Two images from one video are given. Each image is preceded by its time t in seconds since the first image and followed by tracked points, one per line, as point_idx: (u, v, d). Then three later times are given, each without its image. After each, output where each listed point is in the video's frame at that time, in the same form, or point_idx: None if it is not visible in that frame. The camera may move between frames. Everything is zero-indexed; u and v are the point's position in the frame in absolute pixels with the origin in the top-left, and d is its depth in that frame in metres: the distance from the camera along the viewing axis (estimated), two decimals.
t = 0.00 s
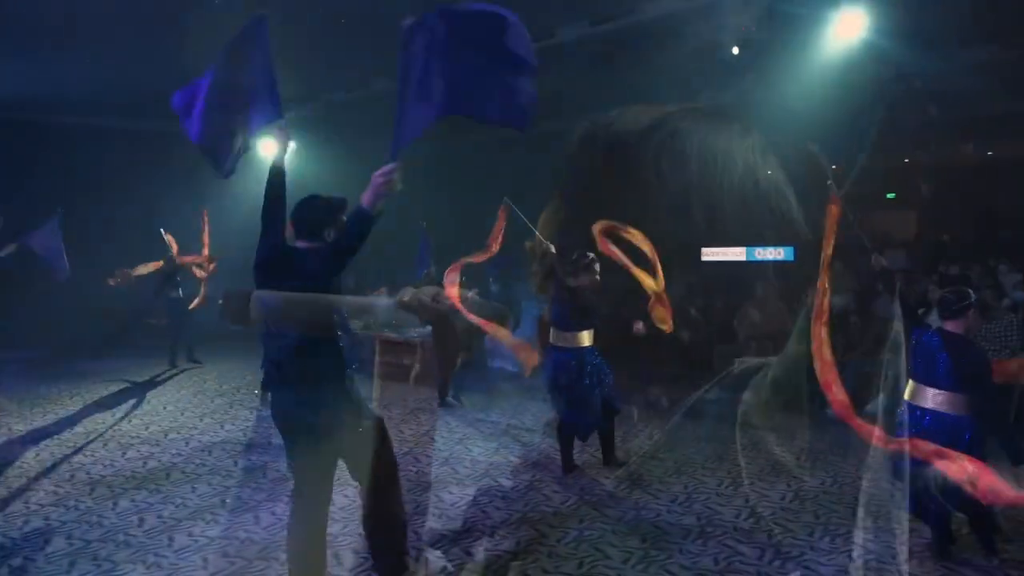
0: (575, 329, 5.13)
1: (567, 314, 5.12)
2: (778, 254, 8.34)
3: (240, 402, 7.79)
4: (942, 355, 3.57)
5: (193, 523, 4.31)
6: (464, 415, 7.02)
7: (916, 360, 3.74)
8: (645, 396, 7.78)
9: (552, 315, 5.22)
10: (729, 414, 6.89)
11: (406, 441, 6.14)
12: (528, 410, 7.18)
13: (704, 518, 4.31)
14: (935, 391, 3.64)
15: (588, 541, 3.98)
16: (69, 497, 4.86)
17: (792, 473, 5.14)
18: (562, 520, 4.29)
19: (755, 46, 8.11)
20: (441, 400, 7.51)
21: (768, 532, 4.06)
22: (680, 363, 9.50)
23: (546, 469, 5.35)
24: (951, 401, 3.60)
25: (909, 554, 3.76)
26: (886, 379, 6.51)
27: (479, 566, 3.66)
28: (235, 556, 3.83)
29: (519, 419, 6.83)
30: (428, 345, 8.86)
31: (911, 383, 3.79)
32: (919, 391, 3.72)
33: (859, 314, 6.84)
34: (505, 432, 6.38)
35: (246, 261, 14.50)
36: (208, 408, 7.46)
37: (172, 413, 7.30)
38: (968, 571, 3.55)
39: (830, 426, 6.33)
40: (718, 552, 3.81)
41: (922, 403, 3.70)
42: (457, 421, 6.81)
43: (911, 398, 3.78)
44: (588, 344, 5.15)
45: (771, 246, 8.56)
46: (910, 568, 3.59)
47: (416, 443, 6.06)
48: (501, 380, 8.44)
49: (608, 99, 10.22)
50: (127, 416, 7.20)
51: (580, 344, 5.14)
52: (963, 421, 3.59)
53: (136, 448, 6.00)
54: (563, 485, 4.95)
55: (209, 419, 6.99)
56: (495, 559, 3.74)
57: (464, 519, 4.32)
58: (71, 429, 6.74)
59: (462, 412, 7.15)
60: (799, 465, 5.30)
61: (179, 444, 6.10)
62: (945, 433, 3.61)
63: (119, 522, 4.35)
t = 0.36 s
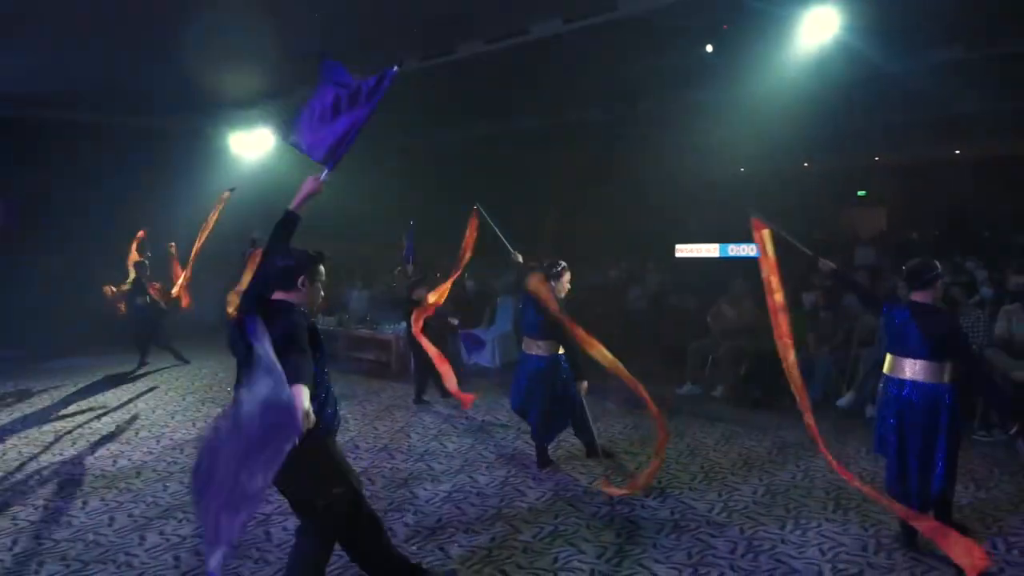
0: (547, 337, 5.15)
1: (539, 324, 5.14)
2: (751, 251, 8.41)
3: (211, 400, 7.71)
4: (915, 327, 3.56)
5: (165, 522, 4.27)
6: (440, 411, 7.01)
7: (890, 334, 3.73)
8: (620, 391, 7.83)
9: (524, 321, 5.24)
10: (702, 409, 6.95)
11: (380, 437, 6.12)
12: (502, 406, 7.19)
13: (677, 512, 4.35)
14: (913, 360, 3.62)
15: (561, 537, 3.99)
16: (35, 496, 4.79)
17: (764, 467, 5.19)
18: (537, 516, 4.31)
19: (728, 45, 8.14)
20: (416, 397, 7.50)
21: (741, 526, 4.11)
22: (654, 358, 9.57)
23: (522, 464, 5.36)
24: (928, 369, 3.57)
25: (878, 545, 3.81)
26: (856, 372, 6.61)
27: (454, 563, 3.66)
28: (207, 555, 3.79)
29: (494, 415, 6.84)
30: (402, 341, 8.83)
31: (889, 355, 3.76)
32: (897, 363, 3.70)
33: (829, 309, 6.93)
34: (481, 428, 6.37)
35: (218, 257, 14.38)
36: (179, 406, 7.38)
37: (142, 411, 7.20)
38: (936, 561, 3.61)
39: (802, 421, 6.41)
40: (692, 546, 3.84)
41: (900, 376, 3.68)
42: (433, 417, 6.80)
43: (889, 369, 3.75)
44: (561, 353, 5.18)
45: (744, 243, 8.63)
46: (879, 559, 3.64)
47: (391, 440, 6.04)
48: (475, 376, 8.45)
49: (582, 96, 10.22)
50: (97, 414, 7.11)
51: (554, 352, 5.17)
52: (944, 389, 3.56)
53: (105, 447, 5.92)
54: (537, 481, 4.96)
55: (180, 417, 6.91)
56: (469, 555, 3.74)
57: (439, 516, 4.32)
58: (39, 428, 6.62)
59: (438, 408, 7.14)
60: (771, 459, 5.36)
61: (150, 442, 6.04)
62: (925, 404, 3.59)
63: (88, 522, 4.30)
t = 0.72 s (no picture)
0: (527, 308, 5.10)
1: (519, 296, 5.09)
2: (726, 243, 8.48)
3: (187, 392, 7.66)
4: (908, 322, 3.60)
5: (140, 517, 4.23)
6: (417, 403, 6.99)
7: (877, 330, 3.76)
8: (597, 382, 7.86)
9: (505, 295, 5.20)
10: (678, 400, 7.00)
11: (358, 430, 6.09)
12: (480, 397, 7.19)
13: (654, 502, 4.38)
14: (905, 355, 3.64)
15: (540, 528, 4.00)
16: (7, 491, 4.73)
17: (739, 457, 5.24)
18: (515, 507, 4.32)
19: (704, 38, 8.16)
20: (394, 389, 7.48)
21: (716, 516, 4.15)
22: (631, 348, 9.63)
23: (500, 456, 5.36)
24: (923, 362, 3.61)
25: (852, 532, 3.86)
26: (830, 362, 6.69)
27: (431, 554, 3.67)
28: (182, 549, 3.76)
29: (472, 406, 6.84)
30: (379, 333, 8.80)
31: (881, 354, 3.78)
32: (888, 359, 3.72)
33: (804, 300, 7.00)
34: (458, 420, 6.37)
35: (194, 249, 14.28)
36: (154, 399, 7.32)
37: (115, 404, 7.12)
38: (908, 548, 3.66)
39: (776, 411, 6.48)
40: (669, 536, 3.86)
41: (893, 371, 3.70)
42: (411, 409, 6.78)
43: (882, 370, 3.77)
44: (544, 321, 5.14)
45: (720, 235, 8.69)
46: (853, 547, 3.69)
47: (368, 432, 6.02)
48: (453, 368, 8.45)
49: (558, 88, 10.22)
50: (70, 408, 7.03)
51: (534, 323, 5.12)
52: (938, 377, 3.62)
53: (79, 441, 5.86)
54: (515, 473, 4.97)
55: (155, 410, 6.85)
56: (447, 547, 3.75)
57: (417, 508, 4.32)
58: (10, 422, 6.53)
59: (416, 400, 7.13)
60: (746, 449, 5.41)
61: (123, 436, 5.98)
62: (925, 395, 3.61)
63: (61, 517, 4.24)
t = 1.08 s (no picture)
0: (509, 317, 5.09)
1: (499, 306, 5.08)
2: (704, 237, 8.53)
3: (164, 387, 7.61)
4: (887, 335, 3.63)
5: (116, 514, 4.19)
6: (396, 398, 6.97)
7: (856, 342, 3.78)
8: (576, 376, 7.89)
9: (484, 302, 5.18)
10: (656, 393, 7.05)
11: (337, 425, 6.07)
12: (459, 391, 7.19)
13: (632, 495, 4.40)
14: (884, 364, 3.66)
15: (518, 522, 4.00)
16: None
17: (717, 450, 5.28)
18: (495, 501, 4.33)
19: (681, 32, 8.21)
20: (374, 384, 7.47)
21: (694, 508, 4.18)
22: (610, 342, 9.65)
23: (480, 451, 5.37)
24: (901, 369, 3.64)
25: (828, 524, 3.90)
26: (807, 356, 6.75)
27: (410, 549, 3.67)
28: (159, 545, 3.74)
29: (451, 401, 6.83)
30: (358, 327, 8.78)
31: (860, 363, 3.80)
32: (867, 369, 3.74)
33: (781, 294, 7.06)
34: (438, 415, 6.36)
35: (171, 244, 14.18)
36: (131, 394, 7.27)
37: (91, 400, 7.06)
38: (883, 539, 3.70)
39: (754, 404, 6.54)
40: (647, 528, 3.89)
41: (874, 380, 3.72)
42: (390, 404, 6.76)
43: (861, 380, 3.79)
44: (525, 330, 5.15)
45: (698, 230, 8.74)
46: (829, 538, 3.72)
47: (346, 427, 6.00)
48: (432, 363, 8.43)
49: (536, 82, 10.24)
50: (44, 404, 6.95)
51: (515, 331, 5.13)
52: (917, 384, 3.66)
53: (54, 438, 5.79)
54: (495, 467, 4.97)
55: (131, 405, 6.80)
56: (426, 542, 3.74)
57: (395, 503, 4.31)
58: None
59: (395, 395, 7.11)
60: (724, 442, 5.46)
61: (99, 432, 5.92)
62: (907, 402, 3.64)
63: (36, 514, 4.20)
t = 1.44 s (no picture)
0: (491, 314, 5.09)
1: (483, 300, 5.07)
2: (685, 232, 8.56)
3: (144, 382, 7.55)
4: (867, 317, 3.65)
5: (94, 509, 4.16)
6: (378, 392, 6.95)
7: (836, 328, 3.81)
8: (559, 369, 7.91)
9: (465, 298, 5.17)
10: (639, 387, 7.08)
11: (318, 420, 6.05)
12: (442, 386, 7.19)
13: (614, 489, 4.42)
14: (864, 348, 3.69)
15: (500, 516, 4.00)
16: None
17: (698, 442, 5.32)
18: (477, 494, 4.34)
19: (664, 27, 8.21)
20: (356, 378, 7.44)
21: (675, 500, 4.20)
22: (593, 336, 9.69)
23: (463, 445, 5.36)
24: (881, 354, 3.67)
25: (807, 515, 3.94)
26: (787, 349, 6.80)
27: (393, 543, 3.66)
28: (138, 541, 3.71)
29: (433, 395, 6.83)
30: (340, 321, 8.74)
31: (838, 349, 3.83)
32: (847, 354, 3.77)
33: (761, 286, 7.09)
34: (420, 409, 6.35)
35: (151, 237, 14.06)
36: (109, 389, 7.21)
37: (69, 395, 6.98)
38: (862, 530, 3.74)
39: (735, 397, 6.59)
40: (629, 521, 3.91)
41: (852, 365, 3.74)
42: (371, 398, 6.74)
43: (841, 364, 3.82)
44: (509, 324, 5.14)
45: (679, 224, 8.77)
46: (808, 529, 3.76)
47: (328, 422, 5.98)
48: (414, 357, 8.42)
49: (518, 77, 10.23)
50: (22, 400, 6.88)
51: (499, 327, 5.12)
52: (894, 367, 3.69)
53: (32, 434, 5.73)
54: (477, 461, 4.98)
55: (110, 401, 6.74)
56: (408, 537, 3.73)
57: (377, 497, 4.30)
58: None
59: (377, 389, 7.09)
60: (705, 434, 5.50)
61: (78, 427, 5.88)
62: (885, 385, 3.67)
63: (13, 511, 4.15)
